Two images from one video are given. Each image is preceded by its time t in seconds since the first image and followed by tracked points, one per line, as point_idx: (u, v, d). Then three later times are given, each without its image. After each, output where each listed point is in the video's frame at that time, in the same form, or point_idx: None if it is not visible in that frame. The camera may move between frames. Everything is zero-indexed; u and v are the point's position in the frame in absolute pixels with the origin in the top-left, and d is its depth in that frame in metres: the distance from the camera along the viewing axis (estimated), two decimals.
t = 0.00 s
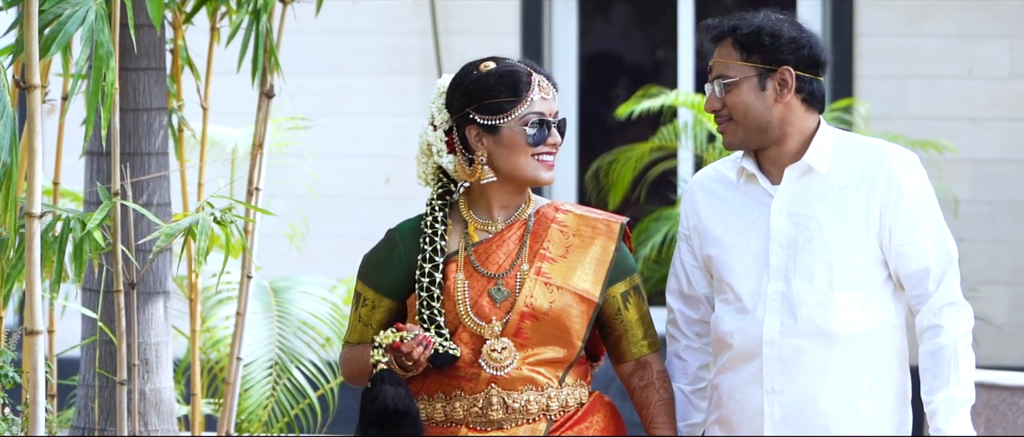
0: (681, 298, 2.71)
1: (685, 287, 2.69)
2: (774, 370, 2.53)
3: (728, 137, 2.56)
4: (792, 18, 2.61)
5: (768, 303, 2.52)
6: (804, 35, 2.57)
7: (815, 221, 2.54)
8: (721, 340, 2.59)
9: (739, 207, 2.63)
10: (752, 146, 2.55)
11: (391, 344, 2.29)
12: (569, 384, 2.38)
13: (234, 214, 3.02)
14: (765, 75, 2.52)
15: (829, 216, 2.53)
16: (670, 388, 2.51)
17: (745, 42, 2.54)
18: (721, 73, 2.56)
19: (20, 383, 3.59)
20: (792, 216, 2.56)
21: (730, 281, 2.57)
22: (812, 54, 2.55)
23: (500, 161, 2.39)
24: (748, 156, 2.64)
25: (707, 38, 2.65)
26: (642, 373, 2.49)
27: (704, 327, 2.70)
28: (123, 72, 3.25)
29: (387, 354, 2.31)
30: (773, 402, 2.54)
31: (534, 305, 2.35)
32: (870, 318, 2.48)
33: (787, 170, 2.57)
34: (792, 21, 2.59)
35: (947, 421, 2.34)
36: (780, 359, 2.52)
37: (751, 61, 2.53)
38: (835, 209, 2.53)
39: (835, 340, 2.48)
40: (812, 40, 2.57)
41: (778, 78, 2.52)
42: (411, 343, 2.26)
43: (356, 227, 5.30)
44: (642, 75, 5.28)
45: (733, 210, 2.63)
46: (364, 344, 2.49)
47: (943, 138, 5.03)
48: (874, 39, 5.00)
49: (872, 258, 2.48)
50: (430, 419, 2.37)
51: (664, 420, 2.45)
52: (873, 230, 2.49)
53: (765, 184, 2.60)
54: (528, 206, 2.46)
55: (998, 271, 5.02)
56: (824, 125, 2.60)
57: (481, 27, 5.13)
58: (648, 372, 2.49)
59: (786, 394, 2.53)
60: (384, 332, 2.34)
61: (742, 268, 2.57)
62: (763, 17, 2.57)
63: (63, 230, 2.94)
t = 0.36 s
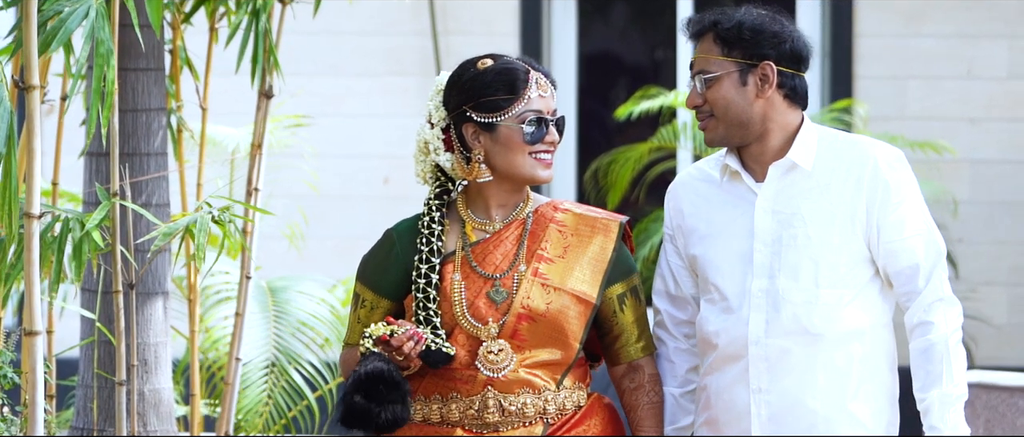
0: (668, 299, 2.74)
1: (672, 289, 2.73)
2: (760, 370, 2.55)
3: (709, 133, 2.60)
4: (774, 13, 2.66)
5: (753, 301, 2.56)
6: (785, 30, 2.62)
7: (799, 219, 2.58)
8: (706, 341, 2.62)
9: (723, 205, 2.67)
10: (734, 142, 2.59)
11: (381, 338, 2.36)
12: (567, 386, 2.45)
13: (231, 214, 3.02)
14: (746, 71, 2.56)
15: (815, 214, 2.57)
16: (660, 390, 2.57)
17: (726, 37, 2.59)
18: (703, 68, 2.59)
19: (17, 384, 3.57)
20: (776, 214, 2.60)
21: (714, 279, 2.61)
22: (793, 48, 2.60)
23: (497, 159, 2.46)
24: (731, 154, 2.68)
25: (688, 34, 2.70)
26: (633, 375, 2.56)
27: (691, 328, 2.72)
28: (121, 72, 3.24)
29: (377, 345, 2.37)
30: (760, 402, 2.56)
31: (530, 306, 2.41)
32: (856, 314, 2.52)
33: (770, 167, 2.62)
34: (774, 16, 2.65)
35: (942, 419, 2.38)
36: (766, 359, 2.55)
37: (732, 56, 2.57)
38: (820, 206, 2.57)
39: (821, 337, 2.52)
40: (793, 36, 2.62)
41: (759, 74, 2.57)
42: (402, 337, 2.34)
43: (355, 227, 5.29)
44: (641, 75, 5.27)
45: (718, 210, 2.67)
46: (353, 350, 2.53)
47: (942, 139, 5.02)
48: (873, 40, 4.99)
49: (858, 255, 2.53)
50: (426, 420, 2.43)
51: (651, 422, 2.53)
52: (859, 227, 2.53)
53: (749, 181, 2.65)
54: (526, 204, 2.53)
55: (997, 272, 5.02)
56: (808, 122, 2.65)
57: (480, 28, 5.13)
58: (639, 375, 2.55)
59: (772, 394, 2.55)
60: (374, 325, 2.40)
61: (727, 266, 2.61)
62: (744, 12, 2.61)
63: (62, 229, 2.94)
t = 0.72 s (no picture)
0: (658, 299, 2.71)
1: (662, 289, 2.70)
2: (746, 370, 2.52)
3: (694, 131, 2.58)
4: (759, 10, 2.63)
5: (737, 302, 2.53)
6: (770, 28, 2.59)
7: (783, 216, 2.55)
8: (692, 341, 2.59)
9: (709, 204, 2.64)
10: (717, 141, 2.57)
11: (366, 339, 2.35)
12: (563, 389, 2.43)
13: (229, 215, 3.02)
14: (730, 69, 2.54)
15: (800, 210, 2.54)
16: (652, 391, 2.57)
17: (710, 36, 2.56)
18: (686, 67, 2.57)
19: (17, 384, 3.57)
20: (760, 212, 2.57)
21: (699, 280, 2.58)
22: (778, 47, 2.58)
23: (489, 159, 2.46)
24: (715, 153, 2.66)
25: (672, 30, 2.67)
26: (626, 376, 2.55)
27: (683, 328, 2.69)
28: (120, 72, 3.24)
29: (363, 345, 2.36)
30: (746, 403, 2.53)
31: (523, 308, 2.40)
32: (841, 311, 2.49)
33: (753, 165, 2.59)
34: (759, 13, 2.61)
35: (932, 419, 2.40)
36: (751, 359, 2.52)
37: (716, 55, 2.55)
38: (805, 203, 2.54)
39: (808, 337, 2.48)
40: (778, 34, 2.60)
41: (743, 72, 2.54)
42: (388, 338, 2.33)
43: (355, 228, 5.28)
44: (640, 76, 5.26)
45: (703, 208, 2.64)
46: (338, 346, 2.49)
47: (942, 139, 5.02)
48: (873, 40, 4.99)
49: (842, 252, 2.50)
50: (420, 419, 2.44)
51: (641, 423, 2.53)
52: (845, 224, 2.49)
53: (732, 180, 2.62)
54: (520, 204, 2.53)
55: (996, 272, 5.02)
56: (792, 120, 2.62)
57: (480, 28, 5.13)
58: (632, 375, 2.55)
59: (759, 394, 2.52)
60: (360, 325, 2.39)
61: (712, 266, 2.58)
62: (729, 9, 2.58)
63: (61, 229, 2.93)
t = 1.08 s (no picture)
0: (650, 304, 2.72)
1: (653, 294, 2.71)
2: (735, 376, 2.53)
3: (681, 135, 2.56)
4: (746, 12, 2.63)
5: (726, 307, 2.53)
6: (757, 30, 2.59)
7: (769, 221, 2.54)
8: (682, 346, 2.60)
9: (698, 209, 2.64)
10: (705, 144, 2.56)
11: (347, 350, 2.31)
12: (555, 397, 2.41)
13: (228, 216, 3.02)
14: (717, 72, 2.53)
15: (787, 215, 2.53)
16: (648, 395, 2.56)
17: (696, 39, 2.55)
18: (673, 70, 2.56)
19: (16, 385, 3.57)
20: (747, 217, 2.57)
21: (689, 286, 2.59)
22: (765, 48, 2.57)
23: (476, 162, 2.44)
24: (703, 157, 2.65)
25: (659, 35, 2.66)
26: (621, 379, 2.54)
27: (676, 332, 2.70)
28: (119, 72, 3.24)
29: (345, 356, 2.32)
30: (737, 409, 2.53)
31: (513, 314, 2.38)
32: (830, 316, 2.48)
33: (739, 169, 2.58)
34: (746, 16, 2.61)
35: (919, 424, 2.32)
36: (740, 366, 2.52)
37: (702, 57, 2.54)
38: (792, 206, 2.53)
39: (796, 343, 2.48)
40: (766, 35, 2.59)
41: (729, 74, 2.53)
42: (371, 349, 2.31)
43: (355, 228, 5.28)
44: (640, 76, 5.26)
45: (691, 213, 2.64)
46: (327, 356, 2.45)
47: (941, 140, 5.02)
48: (873, 41, 4.99)
49: (831, 256, 2.48)
50: (411, 426, 2.44)
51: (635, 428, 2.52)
52: (831, 227, 2.48)
53: (719, 185, 2.62)
54: (510, 207, 2.51)
55: (995, 273, 5.02)
56: (779, 122, 2.61)
57: (480, 29, 5.13)
58: (628, 378, 2.54)
59: (748, 401, 2.52)
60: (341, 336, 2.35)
61: (701, 272, 2.58)
62: (715, 11, 2.58)
63: (60, 229, 2.93)
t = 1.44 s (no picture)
0: (644, 309, 2.72)
1: (647, 299, 2.70)
2: (728, 382, 2.53)
3: (672, 140, 2.56)
4: (735, 14, 2.63)
5: (718, 312, 2.53)
6: (747, 32, 2.59)
7: (761, 225, 2.54)
8: (676, 351, 2.61)
9: (691, 214, 2.64)
10: (696, 149, 2.56)
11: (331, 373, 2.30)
12: (543, 405, 2.43)
13: (228, 218, 3.03)
14: (707, 75, 2.54)
15: (779, 218, 2.53)
16: (642, 400, 2.58)
17: (686, 43, 2.55)
18: (662, 74, 2.57)
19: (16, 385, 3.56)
20: (739, 221, 2.57)
21: (683, 292, 2.59)
22: (755, 51, 2.57)
23: (461, 168, 2.46)
24: (694, 161, 2.66)
25: (647, 39, 2.67)
26: (614, 384, 2.56)
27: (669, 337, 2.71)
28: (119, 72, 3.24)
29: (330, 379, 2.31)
30: (730, 415, 2.53)
31: (500, 322, 2.39)
32: (825, 321, 2.48)
33: (732, 172, 2.58)
34: (736, 18, 2.61)
35: (911, 428, 2.33)
36: (733, 371, 2.52)
37: (692, 61, 2.54)
38: (784, 209, 2.53)
39: (788, 348, 2.48)
40: (756, 38, 2.59)
41: (720, 78, 2.53)
42: (355, 369, 2.31)
43: (355, 228, 5.28)
44: (639, 76, 5.25)
45: (685, 218, 2.64)
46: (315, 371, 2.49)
47: (941, 140, 5.02)
48: (873, 41, 4.99)
49: (823, 260, 2.48)
50: (398, 433, 2.45)
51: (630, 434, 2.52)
52: (823, 230, 2.48)
53: (711, 189, 2.62)
54: (496, 213, 2.52)
55: (995, 273, 5.02)
56: (771, 124, 2.60)
57: (479, 29, 5.13)
58: (620, 384, 2.56)
59: (742, 407, 2.53)
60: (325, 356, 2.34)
61: (694, 277, 2.58)
62: (704, 15, 2.58)
63: (60, 228, 2.93)
